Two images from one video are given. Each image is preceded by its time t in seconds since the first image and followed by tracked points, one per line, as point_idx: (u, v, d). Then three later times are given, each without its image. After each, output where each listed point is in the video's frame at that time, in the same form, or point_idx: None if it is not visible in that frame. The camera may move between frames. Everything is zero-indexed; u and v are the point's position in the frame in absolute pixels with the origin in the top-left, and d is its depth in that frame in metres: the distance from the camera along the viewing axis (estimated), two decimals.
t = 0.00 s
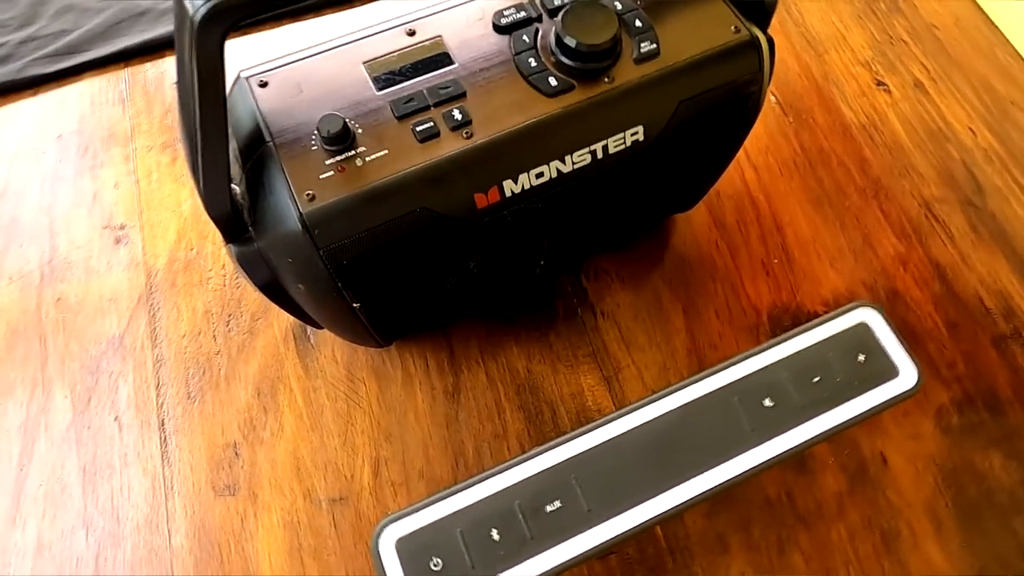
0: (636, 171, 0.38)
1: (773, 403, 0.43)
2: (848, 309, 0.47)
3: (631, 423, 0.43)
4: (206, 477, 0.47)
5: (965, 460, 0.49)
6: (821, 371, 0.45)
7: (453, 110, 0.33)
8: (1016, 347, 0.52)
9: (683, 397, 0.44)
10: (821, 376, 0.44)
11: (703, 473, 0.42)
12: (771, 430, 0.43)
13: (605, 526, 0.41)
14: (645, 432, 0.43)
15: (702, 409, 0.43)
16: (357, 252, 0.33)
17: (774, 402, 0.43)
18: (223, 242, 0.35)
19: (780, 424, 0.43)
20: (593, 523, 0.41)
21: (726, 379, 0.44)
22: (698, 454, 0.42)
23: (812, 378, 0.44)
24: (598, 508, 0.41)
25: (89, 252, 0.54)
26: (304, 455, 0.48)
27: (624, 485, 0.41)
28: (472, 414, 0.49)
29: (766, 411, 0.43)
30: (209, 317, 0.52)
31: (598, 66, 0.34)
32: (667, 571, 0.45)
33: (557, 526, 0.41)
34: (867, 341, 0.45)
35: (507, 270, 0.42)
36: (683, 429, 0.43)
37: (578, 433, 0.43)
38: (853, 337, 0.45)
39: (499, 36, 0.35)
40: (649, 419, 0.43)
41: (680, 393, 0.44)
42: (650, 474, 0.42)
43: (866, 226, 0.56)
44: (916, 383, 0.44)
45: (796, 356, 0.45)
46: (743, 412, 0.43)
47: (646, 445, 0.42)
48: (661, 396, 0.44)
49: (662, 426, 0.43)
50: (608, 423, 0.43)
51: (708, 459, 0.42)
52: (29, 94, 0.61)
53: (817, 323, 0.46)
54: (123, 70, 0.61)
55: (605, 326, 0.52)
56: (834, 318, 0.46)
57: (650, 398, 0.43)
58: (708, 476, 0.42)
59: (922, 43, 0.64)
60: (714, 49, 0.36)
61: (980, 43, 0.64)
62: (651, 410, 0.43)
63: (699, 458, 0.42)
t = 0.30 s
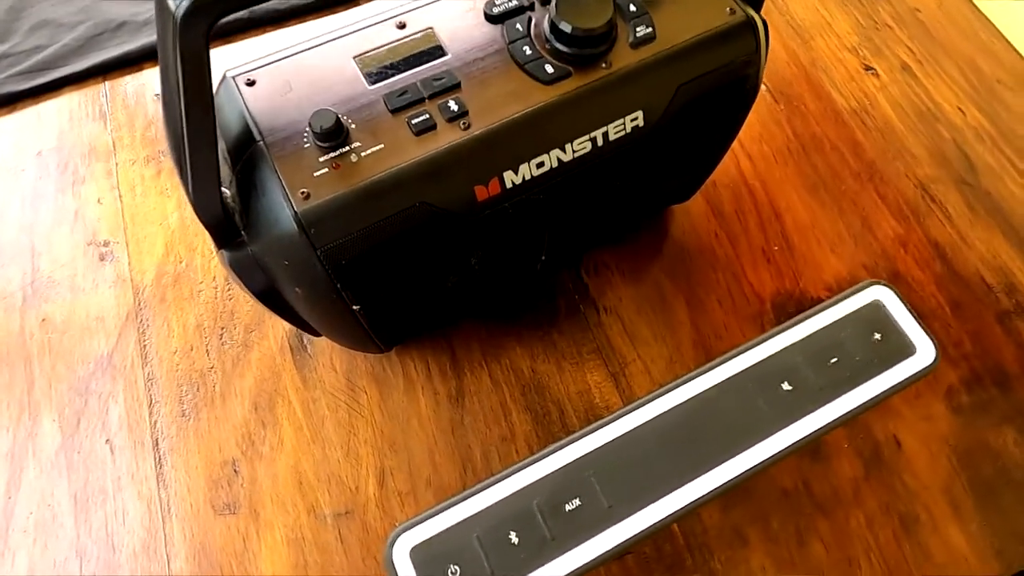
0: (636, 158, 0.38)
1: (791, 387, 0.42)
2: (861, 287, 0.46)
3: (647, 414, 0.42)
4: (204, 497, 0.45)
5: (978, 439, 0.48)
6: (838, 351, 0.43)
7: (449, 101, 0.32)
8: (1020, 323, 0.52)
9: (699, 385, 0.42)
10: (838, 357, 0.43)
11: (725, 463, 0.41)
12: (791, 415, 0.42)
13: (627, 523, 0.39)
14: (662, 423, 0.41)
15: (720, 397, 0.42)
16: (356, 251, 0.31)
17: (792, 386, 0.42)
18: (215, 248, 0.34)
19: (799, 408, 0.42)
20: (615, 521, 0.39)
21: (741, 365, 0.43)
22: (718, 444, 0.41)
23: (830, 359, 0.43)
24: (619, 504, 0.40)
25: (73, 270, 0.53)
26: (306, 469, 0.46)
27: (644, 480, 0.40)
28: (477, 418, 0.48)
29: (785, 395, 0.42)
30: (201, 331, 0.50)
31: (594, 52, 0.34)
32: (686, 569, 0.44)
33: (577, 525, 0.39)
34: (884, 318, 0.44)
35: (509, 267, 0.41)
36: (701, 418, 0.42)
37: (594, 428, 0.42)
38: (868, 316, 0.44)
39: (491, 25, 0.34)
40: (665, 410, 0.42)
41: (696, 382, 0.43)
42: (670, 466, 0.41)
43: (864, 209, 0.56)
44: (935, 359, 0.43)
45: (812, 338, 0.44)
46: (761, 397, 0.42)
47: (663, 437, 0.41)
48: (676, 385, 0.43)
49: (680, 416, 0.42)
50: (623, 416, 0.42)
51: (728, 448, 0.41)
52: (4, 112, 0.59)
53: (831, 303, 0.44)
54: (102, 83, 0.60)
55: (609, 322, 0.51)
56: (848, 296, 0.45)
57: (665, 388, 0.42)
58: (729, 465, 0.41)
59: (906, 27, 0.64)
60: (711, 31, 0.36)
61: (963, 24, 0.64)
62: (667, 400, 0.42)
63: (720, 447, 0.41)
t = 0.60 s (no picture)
0: (643, 140, 0.37)
1: (816, 364, 0.41)
2: (879, 260, 0.45)
3: (670, 398, 0.41)
4: (210, 512, 0.44)
5: (997, 415, 0.47)
6: (860, 325, 0.42)
7: (451, 86, 0.31)
8: None
9: (721, 366, 0.41)
10: (862, 332, 0.42)
11: (752, 445, 0.39)
12: (816, 392, 0.40)
13: (657, 512, 0.38)
14: (686, 407, 0.40)
15: (743, 377, 0.41)
16: (362, 243, 0.30)
17: (817, 362, 0.41)
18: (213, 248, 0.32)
19: (825, 385, 0.41)
20: (644, 510, 0.38)
21: (763, 344, 0.42)
22: (745, 425, 0.40)
23: (853, 333, 0.42)
24: (647, 493, 0.38)
25: (65, 285, 0.51)
26: (315, 478, 0.45)
27: (672, 466, 0.39)
28: (488, 417, 0.47)
29: (810, 373, 0.41)
30: (199, 341, 0.49)
31: (596, 32, 0.33)
32: (710, 560, 0.43)
33: (605, 516, 0.38)
34: (905, 291, 0.43)
35: (516, 260, 0.40)
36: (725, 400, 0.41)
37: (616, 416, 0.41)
38: (889, 288, 0.43)
39: (489, 10, 0.34)
40: (689, 393, 0.41)
41: (718, 363, 0.42)
42: (697, 451, 0.39)
43: (866, 189, 0.56)
44: (959, 330, 0.42)
45: (833, 313, 0.42)
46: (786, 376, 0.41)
47: (689, 420, 0.40)
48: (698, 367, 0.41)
49: (704, 399, 0.41)
50: (646, 400, 0.40)
51: (755, 429, 0.40)
52: None
53: (851, 277, 0.43)
54: (87, 95, 0.59)
55: (617, 313, 0.50)
56: (867, 270, 0.44)
57: (688, 370, 0.41)
58: (757, 447, 0.39)
59: (897, 7, 0.64)
60: (712, 8, 0.35)
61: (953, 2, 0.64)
62: (690, 383, 0.41)
63: (748, 429, 0.40)
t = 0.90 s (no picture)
0: (652, 119, 0.36)
1: (846, 336, 0.40)
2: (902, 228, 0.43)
3: (699, 377, 0.39)
4: (222, 524, 0.43)
5: (1019, 388, 0.47)
6: (888, 295, 0.41)
7: (456, 70, 0.31)
8: None
9: (749, 341, 0.40)
10: (890, 301, 0.41)
11: (787, 421, 0.38)
12: (848, 365, 0.39)
13: (693, 495, 0.37)
14: (716, 385, 0.39)
15: (773, 352, 0.40)
16: (373, 232, 0.29)
17: (846, 334, 0.40)
18: (218, 246, 0.32)
19: (856, 356, 0.39)
20: (679, 493, 0.37)
21: (791, 317, 0.41)
22: (778, 401, 0.38)
23: (881, 304, 0.40)
24: (681, 476, 0.37)
25: (63, 300, 0.50)
26: (328, 484, 0.43)
27: (706, 446, 0.37)
28: (503, 414, 0.46)
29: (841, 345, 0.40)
30: (204, 350, 0.48)
31: (601, 10, 0.32)
32: (739, 550, 0.42)
33: (639, 501, 0.37)
34: (931, 257, 0.42)
35: (526, 250, 0.40)
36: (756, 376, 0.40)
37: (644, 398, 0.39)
38: (915, 255, 0.42)
39: None
40: (718, 370, 0.39)
41: (745, 338, 0.41)
42: (731, 429, 0.38)
43: (872, 168, 0.55)
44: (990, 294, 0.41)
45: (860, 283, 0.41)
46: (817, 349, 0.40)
47: (720, 399, 0.39)
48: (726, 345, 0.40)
49: (734, 376, 0.39)
50: (675, 380, 0.39)
51: (789, 405, 0.38)
52: None
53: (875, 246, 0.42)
54: (80, 108, 0.58)
55: (628, 303, 0.50)
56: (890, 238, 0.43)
57: (715, 347, 0.39)
58: (792, 424, 0.38)
59: None
60: None
61: None
62: (719, 360, 0.39)
63: (782, 405, 0.38)
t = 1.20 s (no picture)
0: (658, 100, 0.36)
1: (870, 305, 0.39)
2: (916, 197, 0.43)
3: (724, 353, 0.38)
4: (236, 534, 0.42)
5: None
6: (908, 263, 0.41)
7: (462, 54, 0.30)
8: None
9: (773, 314, 0.39)
10: (911, 269, 0.40)
11: (817, 394, 0.37)
12: (875, 334, 0.38)
13: (725, 473, 0.36)
14: (742, 360, 0.38)
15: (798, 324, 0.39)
16: (385, 220, 0.29)
17: (871, 303, 0.39)
18: (225, 242, 0.31)
19: (882, 326, 0.39)
20: (712, 471, 0.36)
21: (812, 289, 0.40)
22: (807, 373, 0.37)
23: (903, 271, 0.40)
24: (712, 453, 0.36)
25: (65, 314, 0.49)
26: (343, 488, 0.42)
27: (735, 422, 0.37)
28: (518, 410, 0.45)
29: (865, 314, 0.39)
30: (210, 358, 0.47)
31: None
32: (765, 536, 0.41)
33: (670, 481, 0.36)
34: (949, 224, 0.41)
35: (537, 239, 0.39)
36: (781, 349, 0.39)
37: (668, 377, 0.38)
38: (932, 223, 0.41)
39: None
40: (743, 344, 0.39)
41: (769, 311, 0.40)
42: (760, 404, 0.37)
43: (874, 149, 0.55)
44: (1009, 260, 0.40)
45: (880, 252, 0.41)
46: (842, 320, 0.39)
47: (747, 374, 0.38)
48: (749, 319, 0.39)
49: (759, 350, 0.38)
50: (699, 357, 0.38)
51: (818, 377, 0.37)
52: None
53: (891, 215, 0.42)
54: (76, 123, 0.58)
55: (638, 293, 0.49)
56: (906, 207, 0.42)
57: (739, 321, 0.39)
58: (822, 396, 0.37)
59: None
60: None
61: None
62: (743, 335, 0.39)
63: (809, 377, 0.38)
